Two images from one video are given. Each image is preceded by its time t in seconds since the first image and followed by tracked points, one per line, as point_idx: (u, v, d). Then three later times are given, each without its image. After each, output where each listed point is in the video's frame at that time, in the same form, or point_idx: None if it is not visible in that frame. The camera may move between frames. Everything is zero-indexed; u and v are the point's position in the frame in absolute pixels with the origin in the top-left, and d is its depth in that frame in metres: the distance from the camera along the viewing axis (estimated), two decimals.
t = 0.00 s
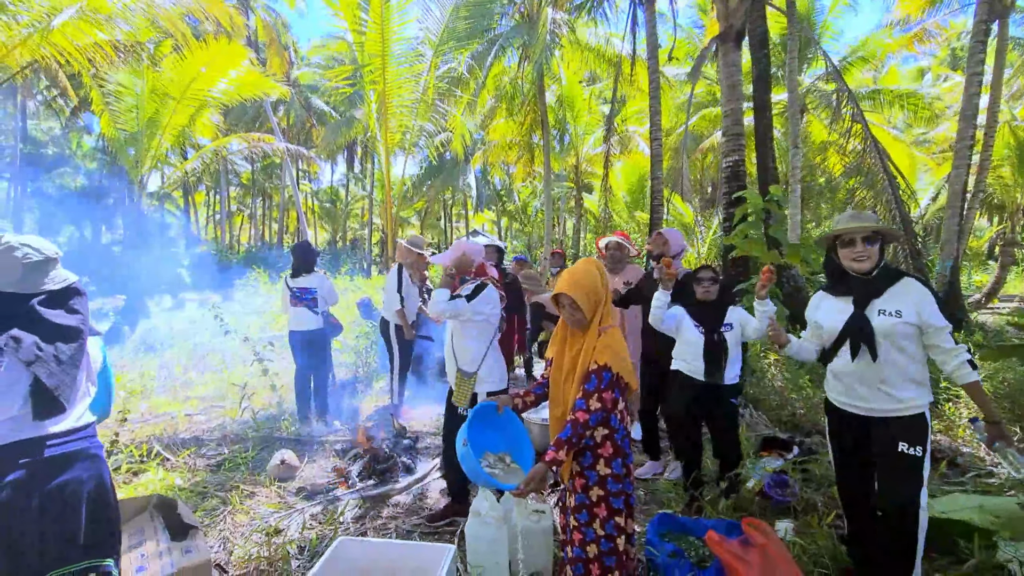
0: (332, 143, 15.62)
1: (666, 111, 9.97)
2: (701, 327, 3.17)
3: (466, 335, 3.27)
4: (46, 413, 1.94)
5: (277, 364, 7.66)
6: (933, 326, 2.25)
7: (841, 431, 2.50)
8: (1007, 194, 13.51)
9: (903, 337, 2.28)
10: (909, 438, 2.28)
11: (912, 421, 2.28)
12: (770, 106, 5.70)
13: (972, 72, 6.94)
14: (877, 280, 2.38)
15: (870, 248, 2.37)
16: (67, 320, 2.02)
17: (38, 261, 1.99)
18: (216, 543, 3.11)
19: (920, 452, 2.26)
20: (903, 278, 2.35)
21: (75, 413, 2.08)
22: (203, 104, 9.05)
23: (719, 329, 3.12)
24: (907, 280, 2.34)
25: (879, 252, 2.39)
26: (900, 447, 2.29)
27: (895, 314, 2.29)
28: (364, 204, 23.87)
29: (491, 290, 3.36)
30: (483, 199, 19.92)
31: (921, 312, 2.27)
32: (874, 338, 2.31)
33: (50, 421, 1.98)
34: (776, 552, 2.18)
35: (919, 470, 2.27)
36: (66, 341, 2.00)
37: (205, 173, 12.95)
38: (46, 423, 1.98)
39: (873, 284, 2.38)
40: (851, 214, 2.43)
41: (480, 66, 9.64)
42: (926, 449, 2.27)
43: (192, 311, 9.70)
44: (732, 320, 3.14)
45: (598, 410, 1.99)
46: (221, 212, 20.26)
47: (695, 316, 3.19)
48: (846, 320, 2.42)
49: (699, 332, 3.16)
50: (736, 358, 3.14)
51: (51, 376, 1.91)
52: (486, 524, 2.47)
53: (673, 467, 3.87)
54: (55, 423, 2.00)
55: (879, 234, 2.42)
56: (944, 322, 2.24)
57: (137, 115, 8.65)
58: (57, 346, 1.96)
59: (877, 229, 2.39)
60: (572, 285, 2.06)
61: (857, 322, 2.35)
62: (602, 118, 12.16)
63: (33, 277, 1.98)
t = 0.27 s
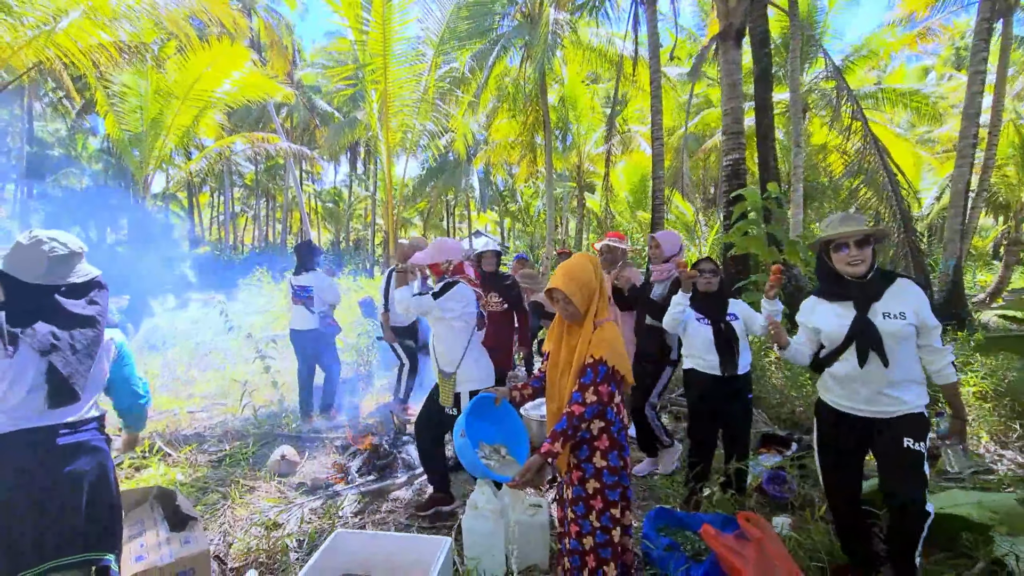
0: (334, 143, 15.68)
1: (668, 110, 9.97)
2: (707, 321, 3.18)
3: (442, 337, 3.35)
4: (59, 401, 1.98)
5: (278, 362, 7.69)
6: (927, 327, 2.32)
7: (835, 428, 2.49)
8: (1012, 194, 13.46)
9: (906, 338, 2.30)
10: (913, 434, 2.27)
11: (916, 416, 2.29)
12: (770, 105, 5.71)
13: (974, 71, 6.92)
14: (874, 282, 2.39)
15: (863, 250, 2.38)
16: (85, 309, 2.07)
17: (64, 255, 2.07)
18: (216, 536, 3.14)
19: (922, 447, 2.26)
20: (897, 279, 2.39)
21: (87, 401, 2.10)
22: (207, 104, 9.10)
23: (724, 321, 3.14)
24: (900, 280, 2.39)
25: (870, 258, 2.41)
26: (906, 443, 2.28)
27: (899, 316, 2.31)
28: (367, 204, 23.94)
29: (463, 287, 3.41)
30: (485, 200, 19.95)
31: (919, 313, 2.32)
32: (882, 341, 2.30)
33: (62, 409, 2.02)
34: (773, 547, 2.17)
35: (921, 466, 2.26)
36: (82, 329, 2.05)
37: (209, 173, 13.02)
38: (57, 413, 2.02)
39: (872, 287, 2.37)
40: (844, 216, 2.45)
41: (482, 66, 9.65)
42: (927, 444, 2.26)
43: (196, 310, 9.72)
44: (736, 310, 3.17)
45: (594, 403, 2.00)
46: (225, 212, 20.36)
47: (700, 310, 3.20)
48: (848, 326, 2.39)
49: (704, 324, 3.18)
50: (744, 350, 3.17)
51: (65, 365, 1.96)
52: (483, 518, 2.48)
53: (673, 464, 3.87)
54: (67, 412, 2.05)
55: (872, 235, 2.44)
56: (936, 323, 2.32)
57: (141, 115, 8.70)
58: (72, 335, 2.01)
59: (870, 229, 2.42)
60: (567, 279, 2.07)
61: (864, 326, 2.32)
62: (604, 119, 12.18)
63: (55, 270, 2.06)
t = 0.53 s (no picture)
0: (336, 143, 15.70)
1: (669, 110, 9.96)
2: (707, 319, 3.19)
3: (422, 334, 3.32)
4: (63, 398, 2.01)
5: (279, 360, 7.72)
6: (928, 317, 2.30)
7: (837, 422, 2.50)
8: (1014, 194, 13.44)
9: (904, 329, 2.29)
10: (914, 436, 2.27)
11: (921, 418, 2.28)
12: (770, 104, 5.71)
13: (976, 69, 6.91)
14: (871, 274, 2.38)
15: (861, 240, 2.38)
16: (95, 309, 2.10)
17: (78, 254, 2.08)
18: (215, 532, 3.15)
19: (924, 450, 2.26)
20: (896, 270, 2.38)
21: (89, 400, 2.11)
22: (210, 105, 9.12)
23: (724, 319, 3.16)
24: (901, 271, 2.37)
25: (869, 246, 2.41)
26: (905, 444, 2.28)
27: (897, 306, 2.30)
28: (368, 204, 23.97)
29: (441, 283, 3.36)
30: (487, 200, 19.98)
31: (919, 302, 2.30)
32: (878, 331, 2.30)
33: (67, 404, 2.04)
34: (770, 543, 2.17)
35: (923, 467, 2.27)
36: (92, 329, 2.07)
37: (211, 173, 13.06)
38: (62, 408, 2.04)
39: (867, 278, 2.37)
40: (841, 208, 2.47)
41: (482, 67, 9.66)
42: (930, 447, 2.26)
43: (198, 309, 9.73)
44: (738, 309, 3.18)
45: (588, 399, 2.01)
46: (227, 212, 20.40)
47: (700, 308, 3.21)
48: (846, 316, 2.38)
49: (705, 324, 3.19)
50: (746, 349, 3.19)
51: (72, 360, 1.99)
52: (479, 515, 2.56)
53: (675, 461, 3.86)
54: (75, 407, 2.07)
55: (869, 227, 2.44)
56: (937, 313, 2.29)
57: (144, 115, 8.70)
58: (81, 331, 2.04)
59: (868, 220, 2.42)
60: (561, 277, 2.07)
61: (863, 315, 2.33)
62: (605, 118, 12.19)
63: (70, 268, 2.07)
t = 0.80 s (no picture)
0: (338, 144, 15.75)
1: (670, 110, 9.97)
2: (703, 318, 3.19)
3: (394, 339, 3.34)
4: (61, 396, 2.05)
5: (281, 360, 7.74)
6: (931, 318, 2.23)
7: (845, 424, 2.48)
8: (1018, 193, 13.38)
9: (902, 331, 2.26)
10: (924, 443, 2.25)
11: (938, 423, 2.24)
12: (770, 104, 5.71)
13: (977, 68, 6.89)
14: (870, 276, 2.36)
15: (857, 243, 2.37)
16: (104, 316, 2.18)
17: (93, 266, 2.17)
18: (214, 529, 3.17)
19: (938, 457, 2.23)
20: (896, 271, 2.34)
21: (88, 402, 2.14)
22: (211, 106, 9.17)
23: (720, 319, 3.15)
24: (900, 272, 2.33)
25: (867, 248, 2.39)
26: (915, 451, 2.26)
27: (890, 308, 2.28)
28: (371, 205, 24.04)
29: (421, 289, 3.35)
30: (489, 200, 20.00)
31: (917, 303, 2.25)
32: (873, 336, 2.30)
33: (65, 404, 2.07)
34: (766, 542, 2.17)
35: (936, 474, 2.24)
36: (101, 336, 2.15)
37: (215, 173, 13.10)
38: (62, 407, 2.07)
39: (865, 280, 2.36)
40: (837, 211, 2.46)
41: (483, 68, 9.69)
42: (945, 454, 2.23)
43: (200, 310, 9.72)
44: (734, 309, 3.17)
45: (579, 397, 2.02)
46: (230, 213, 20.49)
47: (696, 308, 3.21)
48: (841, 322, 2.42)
49: (700, 322, 3.19)
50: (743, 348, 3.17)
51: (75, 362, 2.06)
52: (476, 512, 2.55)
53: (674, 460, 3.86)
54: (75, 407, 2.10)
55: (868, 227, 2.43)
56: (943, 312, 2.22)
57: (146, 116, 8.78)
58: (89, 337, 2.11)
59: (864, 221, 2.40)
60: (551, 276, 2.08)
61: (855, 321, 2.34)
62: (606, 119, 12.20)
63: (85, 277, 2.16)
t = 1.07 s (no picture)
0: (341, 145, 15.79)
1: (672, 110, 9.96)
2: (698, 320, 3.18)
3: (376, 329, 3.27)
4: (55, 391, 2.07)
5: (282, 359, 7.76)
6: (923, 308, 2.18)
7: (840, 424, 2.50)
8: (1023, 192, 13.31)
9: (890, 324, 2.25)
10: (909, 439, 2.25)
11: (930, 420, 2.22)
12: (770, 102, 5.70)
13: (979, 66, 6.87)
14: (867, 267, 2.35)
15: (855, 233, 2.36)
16: (100, 315, 2.19)
17: (94, 266, 2.20)
18: (212, 524, 3.18)
19: (923, 454, 2.23)
20: (893, 262, 2.30)
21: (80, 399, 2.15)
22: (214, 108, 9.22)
23: (717, 318, 3.14)
24: (897, 263, 2.28)
25: (867, 238, 2.38)
26: (900, 448, 2.27)
27: (874, 300, 2.28)
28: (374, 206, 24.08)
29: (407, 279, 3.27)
30: (491, 201, 20.02)
31: (904, 295, 2.22)
32: (859, 327, 2.32)
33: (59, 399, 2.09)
34: (760, 537, 2.15)
35: (924, 471, 2.23)
36: (96, 334, 2.16)
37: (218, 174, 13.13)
38: (56, 401, 2.08)
39: (860, 271, 2.35)
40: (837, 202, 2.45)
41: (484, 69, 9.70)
42: (932, 451, 2.22)
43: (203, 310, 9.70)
44: (734, 312, 3.16)
45: (569, 391, 2.02)
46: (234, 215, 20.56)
47: (693, 308, 3.21)
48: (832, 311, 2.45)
49: (694, 324, 3.19)
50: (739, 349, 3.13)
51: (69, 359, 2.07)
52: (471, 507, 2.53)
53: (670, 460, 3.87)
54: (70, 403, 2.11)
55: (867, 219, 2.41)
56: (936, 302, 2.15)
57: (150, 117, 8.85)
58: (85, 334, 2.13)
59: (863, 212, 2.38)
60: (542, 271, 2.08)
61: (841, 312, 2.37)
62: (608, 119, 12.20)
63: (84, 277, 2.19)
